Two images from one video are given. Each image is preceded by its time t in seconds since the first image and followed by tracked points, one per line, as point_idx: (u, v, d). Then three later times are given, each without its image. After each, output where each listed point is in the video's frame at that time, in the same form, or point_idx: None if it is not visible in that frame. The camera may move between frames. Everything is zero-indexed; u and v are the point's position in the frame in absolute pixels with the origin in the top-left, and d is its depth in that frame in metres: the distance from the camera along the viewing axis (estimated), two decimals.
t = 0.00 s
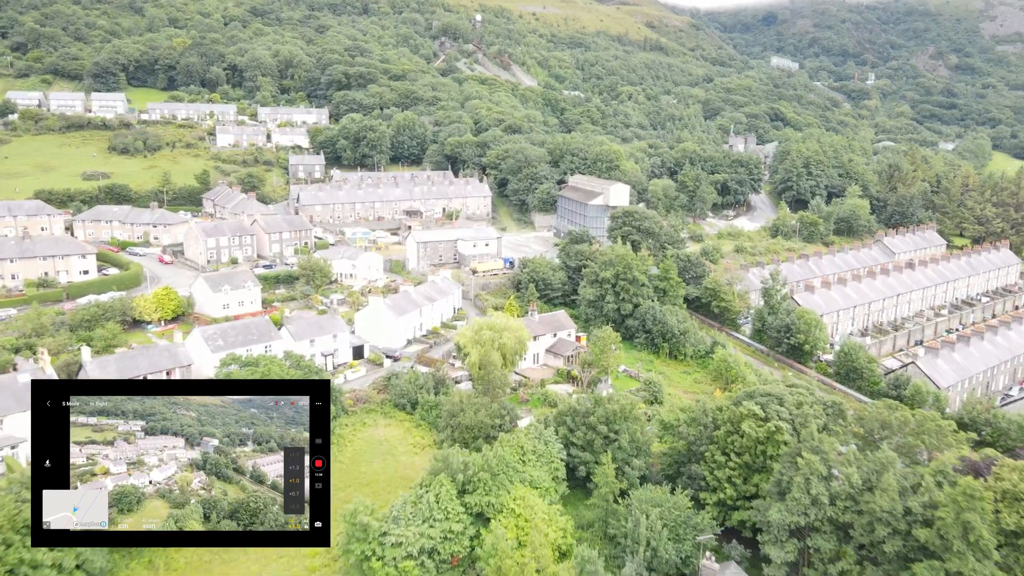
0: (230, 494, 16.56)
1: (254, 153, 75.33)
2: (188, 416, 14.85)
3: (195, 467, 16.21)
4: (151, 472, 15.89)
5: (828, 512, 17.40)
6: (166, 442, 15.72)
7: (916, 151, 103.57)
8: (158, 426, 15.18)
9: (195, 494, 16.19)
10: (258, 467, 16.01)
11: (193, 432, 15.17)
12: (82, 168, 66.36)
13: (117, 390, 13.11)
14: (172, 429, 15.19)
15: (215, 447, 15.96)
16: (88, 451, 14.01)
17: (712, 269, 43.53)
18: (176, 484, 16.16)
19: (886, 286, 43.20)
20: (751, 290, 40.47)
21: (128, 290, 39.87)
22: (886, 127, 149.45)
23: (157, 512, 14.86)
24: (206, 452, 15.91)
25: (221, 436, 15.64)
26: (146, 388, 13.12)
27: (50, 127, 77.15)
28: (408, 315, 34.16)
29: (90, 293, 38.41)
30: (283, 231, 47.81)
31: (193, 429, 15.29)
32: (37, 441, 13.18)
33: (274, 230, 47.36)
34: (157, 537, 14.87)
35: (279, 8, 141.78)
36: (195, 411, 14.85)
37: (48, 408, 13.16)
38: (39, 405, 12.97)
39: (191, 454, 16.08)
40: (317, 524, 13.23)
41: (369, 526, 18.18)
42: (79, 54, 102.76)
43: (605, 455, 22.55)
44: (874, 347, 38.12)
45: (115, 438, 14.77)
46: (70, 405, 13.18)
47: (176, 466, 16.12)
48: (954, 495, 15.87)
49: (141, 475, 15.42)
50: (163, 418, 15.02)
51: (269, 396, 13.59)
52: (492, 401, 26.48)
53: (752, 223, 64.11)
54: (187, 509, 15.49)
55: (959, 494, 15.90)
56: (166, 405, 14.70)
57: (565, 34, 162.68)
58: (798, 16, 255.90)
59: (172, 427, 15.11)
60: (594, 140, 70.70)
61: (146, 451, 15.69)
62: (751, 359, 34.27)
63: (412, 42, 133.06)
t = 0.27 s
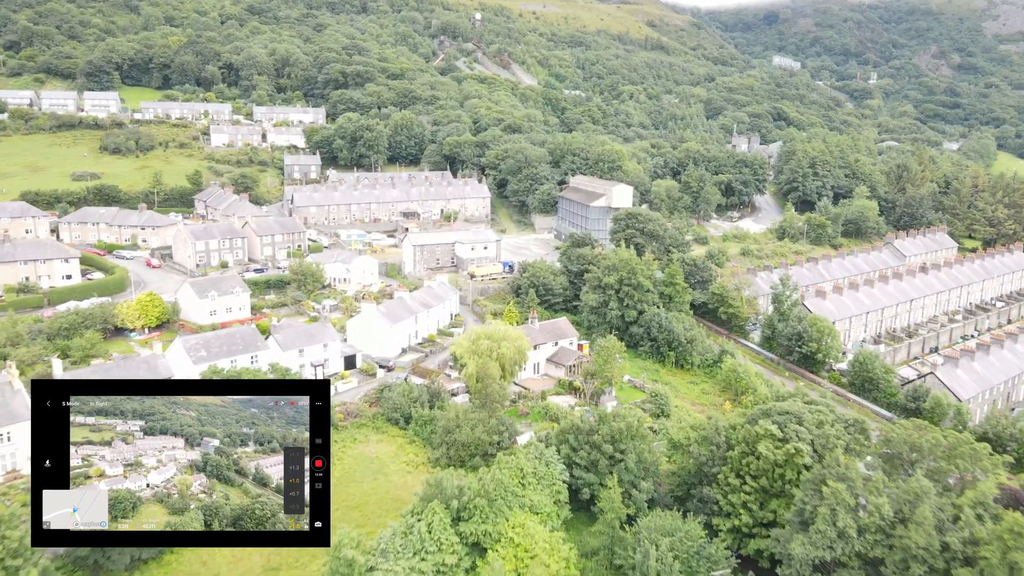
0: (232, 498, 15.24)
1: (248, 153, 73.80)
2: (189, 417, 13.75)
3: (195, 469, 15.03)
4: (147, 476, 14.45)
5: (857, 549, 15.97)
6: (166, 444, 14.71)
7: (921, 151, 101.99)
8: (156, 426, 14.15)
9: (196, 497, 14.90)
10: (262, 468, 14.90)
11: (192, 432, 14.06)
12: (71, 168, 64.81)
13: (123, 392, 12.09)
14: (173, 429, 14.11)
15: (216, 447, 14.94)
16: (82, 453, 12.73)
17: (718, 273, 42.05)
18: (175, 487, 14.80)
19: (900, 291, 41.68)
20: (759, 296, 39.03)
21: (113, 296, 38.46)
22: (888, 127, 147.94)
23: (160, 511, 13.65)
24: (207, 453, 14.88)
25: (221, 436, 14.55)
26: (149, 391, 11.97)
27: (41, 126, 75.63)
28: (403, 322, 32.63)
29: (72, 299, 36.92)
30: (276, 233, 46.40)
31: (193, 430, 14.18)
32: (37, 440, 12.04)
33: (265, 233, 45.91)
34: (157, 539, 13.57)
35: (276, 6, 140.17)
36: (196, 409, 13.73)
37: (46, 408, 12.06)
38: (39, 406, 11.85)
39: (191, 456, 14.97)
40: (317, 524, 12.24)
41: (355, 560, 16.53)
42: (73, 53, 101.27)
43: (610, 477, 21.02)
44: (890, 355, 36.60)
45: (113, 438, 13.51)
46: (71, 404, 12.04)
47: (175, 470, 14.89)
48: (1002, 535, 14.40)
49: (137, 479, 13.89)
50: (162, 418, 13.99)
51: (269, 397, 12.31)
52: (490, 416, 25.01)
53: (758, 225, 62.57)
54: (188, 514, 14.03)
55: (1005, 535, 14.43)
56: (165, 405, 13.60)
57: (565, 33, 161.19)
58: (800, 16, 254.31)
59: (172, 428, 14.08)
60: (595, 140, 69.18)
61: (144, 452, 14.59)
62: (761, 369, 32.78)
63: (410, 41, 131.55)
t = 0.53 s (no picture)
0: (237, 503, 14.02)
1: (242, 153, 72.28)
2: (188, 417, 13.15)
3: (196, 471, 13.95)
4: (144, 478, 13.29)
5: None
6: (166, 444, 13.74)
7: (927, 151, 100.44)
8: (155, 426, 13.41)
9: (196, 501, 13.73)
10: (264, 469, 13.89)
11: (192, 432, 13.36)
12: (61, 169, 63.33)
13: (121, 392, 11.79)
14: (172, 428, 13.40)
15: (218, 448, 14.04)
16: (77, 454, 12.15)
17: (725, 278, 40.52)
18: (174, 491, 13.50)
19: (913, 297, 40.15)
20: (768, 302, 37.55)
21: (97, 302, 36.90)
22: (892, 126, 146.43)
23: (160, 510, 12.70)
24: (207, 453, 13.97)
25: (222, 436, 13.82)
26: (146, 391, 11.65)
27: (31, 126, 74.14)
28: (396, 331, 31.18)
29: (52, 305, 35.36)
30: (267, 236, 44.82)
31: (193, 430, 13.47)
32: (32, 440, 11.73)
33: (256, 236, 44.44)
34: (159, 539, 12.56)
35: (273, 4, 138.54)
36: (196, 409, 13.15)
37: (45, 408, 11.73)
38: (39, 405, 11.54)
39: (192, 456, 13.92)
40: (317, 523, 11.86)
41: None
42: (66, 52, 99.79)
43: (617, 503, 19.58)
44: (905, 364, 35.11)
45: (111, 439, 12.72)
46: (71, 405, 11.69)
47: (178, 471, 13.75)
48: None
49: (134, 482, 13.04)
50: (162, 417, 13.34)
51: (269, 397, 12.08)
52: (487, 432, 23.58)
53: (764, 227, 61.03)
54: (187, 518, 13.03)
55: None
56: (165, 404, 13.01)
57: (566, 32, 159.75)
58: (801, 15, 252.83)
59: (171, 427, 13.37)
60: (596, 140, 67.71)
61: (143, 453, 13.63)
62: (773, 380, 31.28)
63: (409, 39, 130.09)
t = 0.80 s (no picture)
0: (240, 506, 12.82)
1: (236, 153, 70.75)
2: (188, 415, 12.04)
3: (196, 473, 13.00)
4: (142, 481, 12.48)
5: None
6: (166, 445, 12.99)
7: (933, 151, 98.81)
8: (154, 425, 12.42)
9: (197, 504, 12.36)
10: (268, 471, 12.96)
11: (192, 432, 12.32)
12: (49, 169, 61.83)
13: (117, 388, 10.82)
14: (171, 428, 12.42)
15: (219, 448, 13.10)
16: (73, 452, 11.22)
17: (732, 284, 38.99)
18: (174, 494, 12.26)
19: (929, 302, 38.65)
20: (777, 309, 36.07)
21: (77, 308, 35.31)
22: (895, 126, 144.83)
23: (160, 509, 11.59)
24: (208, 454, 13.11)
25: (223, 436, 12.82)
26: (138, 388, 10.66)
27: (20, 125, 72.66)
28: (390, 340, 29.67)
29: (30, 312, 33.58)
30: (259, 239, 43.41)
31: (193, 429, 12.43)
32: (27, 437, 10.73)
33: (247, 239, 42.94)
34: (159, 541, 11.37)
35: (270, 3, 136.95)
36: (196, 409, 12.00)
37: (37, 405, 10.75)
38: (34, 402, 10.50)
39: (191, 458, 13.09)
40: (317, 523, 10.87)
41: None
42: (58, 50, 98.24)
43: (623, 534, 18.05)
44: (921, 374, 33.65)
45: (108, 440, 11.68)
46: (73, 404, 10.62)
47: (179, 475, 12.76)
48: None
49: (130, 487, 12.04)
50: (161, 417, 12.34)
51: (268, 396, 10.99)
52: (484, 451, 22.08)
53: (769, 229, 59.57)
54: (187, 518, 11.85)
55: None
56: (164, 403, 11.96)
57: (566, 31, 158.19)
58: (802, 15, 251.23)
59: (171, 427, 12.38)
60: (597, 140, 66.22)
61: (141, 454, 12.83)
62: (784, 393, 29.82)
63: (407, 38, 128.55)
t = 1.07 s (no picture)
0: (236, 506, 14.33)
1: (230, 153, 69.32)
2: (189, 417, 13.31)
3: (196, 475, 14.48)
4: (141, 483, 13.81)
5: None
6: (166, 446, 14.24)
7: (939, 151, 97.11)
8: (154, 426, 13.76)
9: (196, 510, 14.12)
10: (266, 473, 14.15)
11: (192, 433, 13.58)
12: (38, 170, 60.52)
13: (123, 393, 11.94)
14: (171, 430, 13.74)
15: (218, 451, 14.21)
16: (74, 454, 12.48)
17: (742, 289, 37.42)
18: (172, 499, 13.83)
19: (945, 308, 37.17)
20: (789, 315, 34.63)
21: (57, 315, 33.74)
22: (898, 126, 143.24)
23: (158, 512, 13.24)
24: (208, 454, 14.25)
25: (223, 437, 13.86)
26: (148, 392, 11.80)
27: (10, 125, 71.33)
28: (383, 351, 28.20)
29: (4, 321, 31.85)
30: (249, 242, 41.91)
31: (193, 430, 13.69)
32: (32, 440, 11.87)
33: (237, 243, 41.41)
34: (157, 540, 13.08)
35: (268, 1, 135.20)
36: (196, 410, 13.30)
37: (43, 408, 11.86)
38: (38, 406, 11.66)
39: (190, 460, 14.43)
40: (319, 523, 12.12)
41: None
42: (51, 49, 96.65)
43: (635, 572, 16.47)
44: (940, 384, 32.24)
45: (107, 440, 13.10)
46: (71, 405, 11.89)
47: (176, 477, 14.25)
48: None
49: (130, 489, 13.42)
50: (161, 418, 13.66)
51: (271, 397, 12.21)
52: (480, 474, 20.56)
53: (777, 231, 57.93)
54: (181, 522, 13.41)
55: None
56: (166, 405, 13.28)
57: (566, 30, 156.50)
58: (804, 14, 249.45)
59: (171, 428, 13.70)
60: (598, 140, 64.82)
61: (140, 454, 14.16)
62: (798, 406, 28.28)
63: (406, 37, 126.93)
